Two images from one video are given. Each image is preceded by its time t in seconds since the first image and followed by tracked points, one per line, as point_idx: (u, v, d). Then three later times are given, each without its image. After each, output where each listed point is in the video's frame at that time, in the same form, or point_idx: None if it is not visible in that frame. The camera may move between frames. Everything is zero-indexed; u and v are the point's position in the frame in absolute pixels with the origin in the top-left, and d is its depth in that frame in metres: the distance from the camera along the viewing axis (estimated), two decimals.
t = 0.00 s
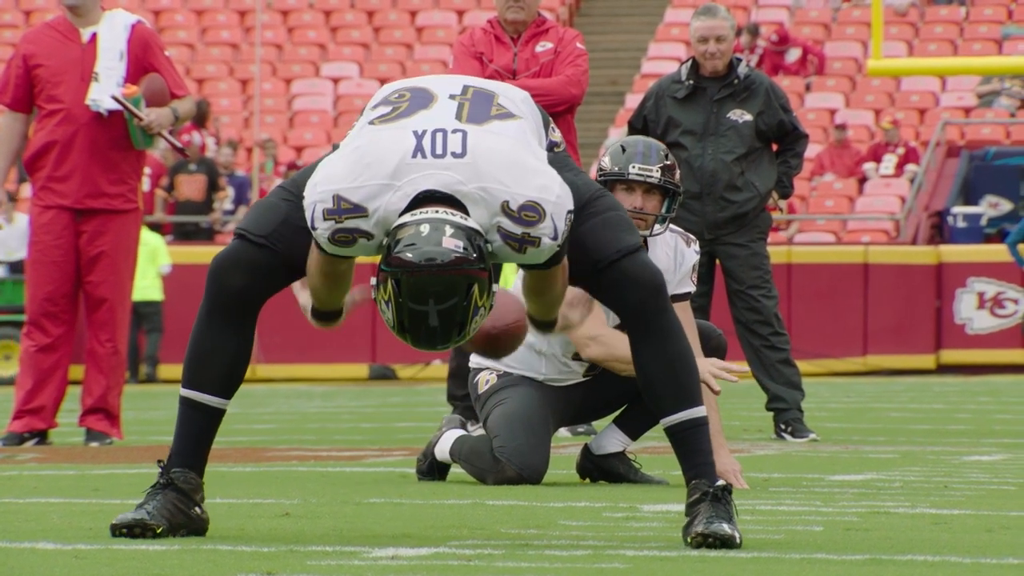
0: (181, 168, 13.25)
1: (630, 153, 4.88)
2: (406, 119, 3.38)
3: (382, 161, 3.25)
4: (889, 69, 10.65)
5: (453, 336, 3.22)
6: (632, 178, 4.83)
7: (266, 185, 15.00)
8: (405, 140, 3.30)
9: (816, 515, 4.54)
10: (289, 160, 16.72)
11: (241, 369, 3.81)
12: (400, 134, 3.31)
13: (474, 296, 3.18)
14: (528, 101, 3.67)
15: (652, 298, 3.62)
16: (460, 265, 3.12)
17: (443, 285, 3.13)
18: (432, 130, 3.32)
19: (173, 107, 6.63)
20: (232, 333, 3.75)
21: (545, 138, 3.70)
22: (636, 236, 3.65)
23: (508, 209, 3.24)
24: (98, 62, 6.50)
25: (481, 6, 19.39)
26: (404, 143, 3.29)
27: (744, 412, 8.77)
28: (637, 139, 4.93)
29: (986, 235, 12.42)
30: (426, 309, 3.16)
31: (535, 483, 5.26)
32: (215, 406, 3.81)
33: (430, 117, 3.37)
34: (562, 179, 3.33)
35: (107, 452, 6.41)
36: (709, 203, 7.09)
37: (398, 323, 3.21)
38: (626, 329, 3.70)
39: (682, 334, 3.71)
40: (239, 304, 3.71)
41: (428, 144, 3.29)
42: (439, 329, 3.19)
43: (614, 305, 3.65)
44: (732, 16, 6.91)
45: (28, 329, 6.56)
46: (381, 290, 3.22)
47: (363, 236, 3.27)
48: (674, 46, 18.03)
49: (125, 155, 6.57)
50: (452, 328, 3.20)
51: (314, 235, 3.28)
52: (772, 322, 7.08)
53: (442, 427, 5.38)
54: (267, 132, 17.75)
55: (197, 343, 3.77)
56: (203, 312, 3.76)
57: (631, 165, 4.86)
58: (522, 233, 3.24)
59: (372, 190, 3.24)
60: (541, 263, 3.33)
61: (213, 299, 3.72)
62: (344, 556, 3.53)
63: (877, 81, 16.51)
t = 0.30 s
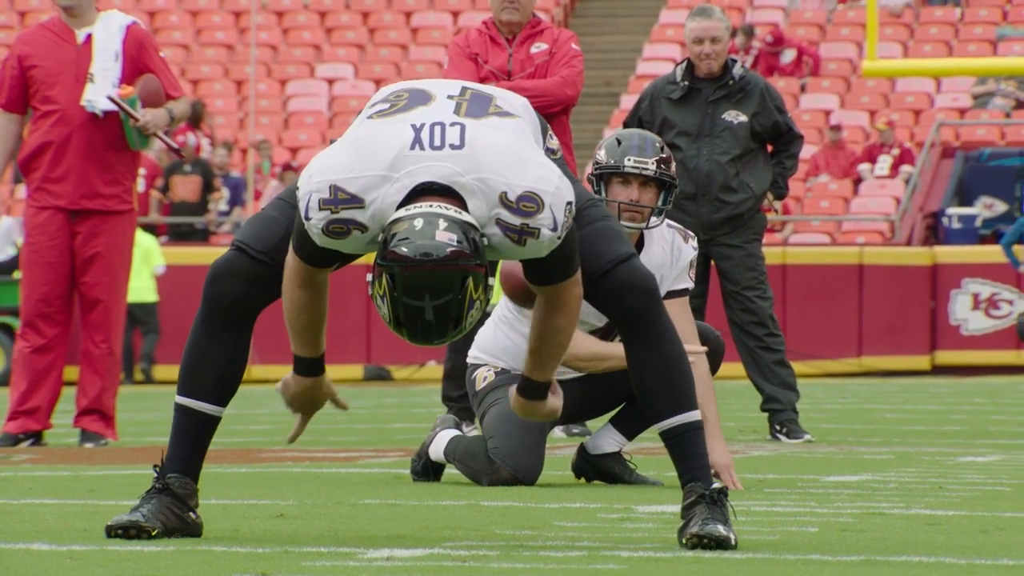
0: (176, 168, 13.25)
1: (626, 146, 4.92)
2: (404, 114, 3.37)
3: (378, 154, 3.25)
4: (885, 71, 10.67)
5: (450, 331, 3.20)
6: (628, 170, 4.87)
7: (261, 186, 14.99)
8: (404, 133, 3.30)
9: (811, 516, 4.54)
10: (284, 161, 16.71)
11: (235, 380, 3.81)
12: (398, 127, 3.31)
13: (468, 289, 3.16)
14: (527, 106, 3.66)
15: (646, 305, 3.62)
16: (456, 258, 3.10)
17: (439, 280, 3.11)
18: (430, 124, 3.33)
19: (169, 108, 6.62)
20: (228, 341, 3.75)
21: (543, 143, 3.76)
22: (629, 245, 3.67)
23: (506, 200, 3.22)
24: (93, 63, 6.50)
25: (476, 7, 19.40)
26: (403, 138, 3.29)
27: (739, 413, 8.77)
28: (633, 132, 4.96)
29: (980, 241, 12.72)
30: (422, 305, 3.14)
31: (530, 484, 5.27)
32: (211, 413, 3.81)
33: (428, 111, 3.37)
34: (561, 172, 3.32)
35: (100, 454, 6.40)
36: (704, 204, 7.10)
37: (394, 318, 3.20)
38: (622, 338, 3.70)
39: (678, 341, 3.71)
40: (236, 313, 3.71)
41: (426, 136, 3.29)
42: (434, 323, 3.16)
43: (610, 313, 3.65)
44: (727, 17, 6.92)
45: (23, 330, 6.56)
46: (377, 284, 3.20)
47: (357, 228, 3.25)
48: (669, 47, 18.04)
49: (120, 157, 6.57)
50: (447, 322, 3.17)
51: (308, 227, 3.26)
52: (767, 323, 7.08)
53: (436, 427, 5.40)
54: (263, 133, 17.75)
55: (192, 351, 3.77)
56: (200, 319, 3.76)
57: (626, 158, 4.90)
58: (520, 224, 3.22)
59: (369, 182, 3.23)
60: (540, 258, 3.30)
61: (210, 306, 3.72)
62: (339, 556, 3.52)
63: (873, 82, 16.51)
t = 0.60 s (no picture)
0: (169, 171, 13.26)
1: (621, 141, 4.95)
2: (400, 105, 3.38)
3: (374, 143, 3.25)
4: (877, 72, 10.66)
5: (443, 323, 3.20)
6: (623, 166, 4.90)
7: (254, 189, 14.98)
8: (399, 123, 3.30)
9: (804, 518, 4.54)
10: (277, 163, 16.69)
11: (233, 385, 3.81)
12: (395, 117, 3.31)
13: (462, 281, 3.17)
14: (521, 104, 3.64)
15: (637, 306, 3.62)
16: (448, 250, 3.11)
17: (432, 272, 3.12)
18: (426, 114, 3.34)
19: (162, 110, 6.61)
20: (226, 347, 3.75)
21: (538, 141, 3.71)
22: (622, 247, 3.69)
23: (501, 188, 3.23)
24: (86, 65, 6.50)
25: (469, 9, 19.40)
26: (399, 128, 3.29)
27: (731, 415, 8.78)
28: (628, 127, 5.00)
29: (974, 241, 12.77)
30: (416, 297, 3.15)
31: (520, 486, 5.27)
32: (207, 418, 3.80)
33: (424, 103, 3.38)
34: (555, 162, 3.33)
35: (94, 456, 6.39)
36: (697, 207, 7.10)
37: (388, 310, 3.20)
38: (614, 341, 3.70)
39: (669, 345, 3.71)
40: (235, 319, 3.72)
41: (422, 125, 3.30)
42: (428, 315, 3.17)
43: (603, 316, 3.66)
44: (720, 19, 6.93)
45: (16, 332, 6.55)
46: (370, 275, 3.20)
47: (353, 217, 3.24)
48: (663, 50, 18.04)
49: (113, 158, 6.56)
50: (440, 314, 3.18)
51: (303, 216, 3.24)
52: (760, 326, 7.08)
53: (429, 428, 5.38)
54: (256, 135, 17.73)
55: (190, 356, 3.76)
56: (198, 322, 3.75)
57: (621, 154, 4.94)
58: (516, 214, 3.23)
59: (365, 170, 3.22)
60: (536, 249, 3.30)
61: (209, 311, 3.72)
62: (332, 559, 3.52)
63: (866, 84, 16.52)
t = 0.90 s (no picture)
0: (161, 173, 13.26)
1: (615, 142, 5.13)
2: (393, 94, 3.37)
3: (367, 131, 3.24)
4: (869, 75, 10.68)
5: (436, 314, 3.20)
6: (617, 166, 5.09)
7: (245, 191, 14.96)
8: (392, 111, 3.30)
9: (795, 521, 4.55)
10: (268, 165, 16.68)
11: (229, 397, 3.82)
12: (387, 106, 3.31)
13: (455, 271, 3.16)
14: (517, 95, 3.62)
15: (630, 307, 3.64)
16: (441, 240, 3.10)
17: (425, 263, 3.12)
18: (419, 104, 3.33)
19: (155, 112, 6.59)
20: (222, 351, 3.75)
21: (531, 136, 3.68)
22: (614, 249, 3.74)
23: (495, 175, 3.22)
24: (78, 67, 6.49)
25: (461, 12, 19.41)
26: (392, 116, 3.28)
27: (722, 418, 8.78)
28: (622, 127, 5.17)
29: (964, 244, 13.04)
30: (409, 289, 3.15)
31: (511, 488, 5.26)
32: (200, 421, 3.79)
33: (417, 92, 3.38)
34: (548, 149, 3.33)
35: (85, 458, 6.37)
36: (690, 209, 7.10)
37: (381, 300, 3.20)
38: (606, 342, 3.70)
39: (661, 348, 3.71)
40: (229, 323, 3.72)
41: (415, 115, 3.29)
42: (421, 306, 3.16)
43: (596, 316, 3.66)
44: (712, 22, 6.94)
45: (7, 335, 6.53)
46: (364, 265, 3.20)
47: (345, 205, 3.23)
48: (654, 52, 18.04)
49: (105, 161, 6.55)
50: (432, 304, 3.17)
51: (295, 203, 3.23)
52: (751, 328, 7.07)
53: (420, 430, 5.38)
54: (247, 137, 17.71)
55: (185, 358, 3.76)
56: (194, 326, 3.75)
57: (615, 154, 5.11)
58: (510, 200, 3.22)
59: (358, 158, 3.21)
60: (530, 237, 3.29)
61: (204, 314, 3.72)
62: (323, 562, 3.51)
63: (857, 86, 16.53)
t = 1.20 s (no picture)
0: (147, 175, 13.19)
1: (605, 147, 5.13)
2: (382, 80, 3.39)
3: (356, 115, 3.26)
4: (855, 78, 10.68)
5: (426, 302, 3.23)
6: (607, 172, 5.09)
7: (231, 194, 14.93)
8: (381, 97, 3.31)
9: (781, 523, 4.55)
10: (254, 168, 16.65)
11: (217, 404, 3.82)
12: (376, 92, 3.32)
13: (445, 258, 3.19)
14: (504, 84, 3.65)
15: (614, 309, 3.66)
16: (430, 228, 3.13)
17: (414, 251, 3.14)
18: (408, 89, 3.34)
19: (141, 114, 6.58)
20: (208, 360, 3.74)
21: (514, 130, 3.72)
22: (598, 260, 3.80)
23: (484, 160, 3.25)
24: (64, 69, 6.48)
25: (447, 15, 19.40)
26: (381, 102, 3.30)
27: (708, 420, 8.78)
28: (611, 132, 5.17)
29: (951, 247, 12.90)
30: (398, 278, 3.17)
31: (498, 491, 5.24)
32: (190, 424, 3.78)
33: (405, 77, 3.39)
34: (537, 133, 3.36)
35: (71, 460, 6.36)
36: (676, 212, 7.11)
37: (371, 289, 3.23)
38: (593, 347, 3.71)
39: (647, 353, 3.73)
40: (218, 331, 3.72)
41: (404, 100, 3.30)
42: (410, 293, 3.19)
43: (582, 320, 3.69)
44: (698, 24, 6.96)
45: None
46: (353, 254, 3.22)
47: (333, 191, 3.25)
48: (641, 54, 18.04)
49: (91, 164, 6.53)
50: (422, 291, 3.20)
51: (283, 187, 3.25)
52: (738, 330, 7.07)
53: (407, 433, 5.39)
54: (233, 139, 17.68)
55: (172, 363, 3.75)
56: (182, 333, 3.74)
57: (605, 159, 5.11)
58: (500, 184, 3.25)
59: (346, 144, 3.23)
60: (518, 220, 3.33)
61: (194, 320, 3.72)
62: (310, 565, 3.50)
63: (843, 89, 16.55)
